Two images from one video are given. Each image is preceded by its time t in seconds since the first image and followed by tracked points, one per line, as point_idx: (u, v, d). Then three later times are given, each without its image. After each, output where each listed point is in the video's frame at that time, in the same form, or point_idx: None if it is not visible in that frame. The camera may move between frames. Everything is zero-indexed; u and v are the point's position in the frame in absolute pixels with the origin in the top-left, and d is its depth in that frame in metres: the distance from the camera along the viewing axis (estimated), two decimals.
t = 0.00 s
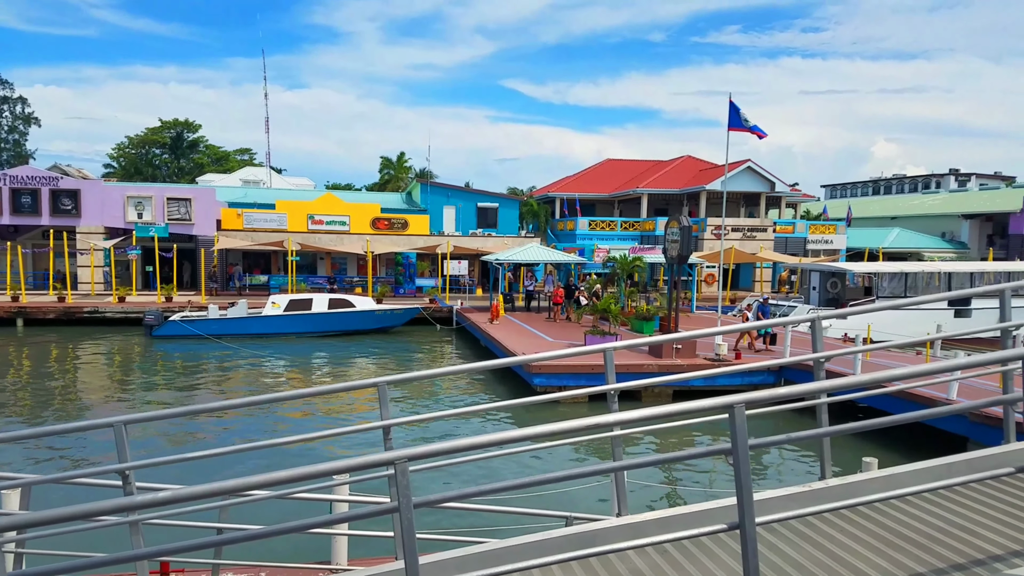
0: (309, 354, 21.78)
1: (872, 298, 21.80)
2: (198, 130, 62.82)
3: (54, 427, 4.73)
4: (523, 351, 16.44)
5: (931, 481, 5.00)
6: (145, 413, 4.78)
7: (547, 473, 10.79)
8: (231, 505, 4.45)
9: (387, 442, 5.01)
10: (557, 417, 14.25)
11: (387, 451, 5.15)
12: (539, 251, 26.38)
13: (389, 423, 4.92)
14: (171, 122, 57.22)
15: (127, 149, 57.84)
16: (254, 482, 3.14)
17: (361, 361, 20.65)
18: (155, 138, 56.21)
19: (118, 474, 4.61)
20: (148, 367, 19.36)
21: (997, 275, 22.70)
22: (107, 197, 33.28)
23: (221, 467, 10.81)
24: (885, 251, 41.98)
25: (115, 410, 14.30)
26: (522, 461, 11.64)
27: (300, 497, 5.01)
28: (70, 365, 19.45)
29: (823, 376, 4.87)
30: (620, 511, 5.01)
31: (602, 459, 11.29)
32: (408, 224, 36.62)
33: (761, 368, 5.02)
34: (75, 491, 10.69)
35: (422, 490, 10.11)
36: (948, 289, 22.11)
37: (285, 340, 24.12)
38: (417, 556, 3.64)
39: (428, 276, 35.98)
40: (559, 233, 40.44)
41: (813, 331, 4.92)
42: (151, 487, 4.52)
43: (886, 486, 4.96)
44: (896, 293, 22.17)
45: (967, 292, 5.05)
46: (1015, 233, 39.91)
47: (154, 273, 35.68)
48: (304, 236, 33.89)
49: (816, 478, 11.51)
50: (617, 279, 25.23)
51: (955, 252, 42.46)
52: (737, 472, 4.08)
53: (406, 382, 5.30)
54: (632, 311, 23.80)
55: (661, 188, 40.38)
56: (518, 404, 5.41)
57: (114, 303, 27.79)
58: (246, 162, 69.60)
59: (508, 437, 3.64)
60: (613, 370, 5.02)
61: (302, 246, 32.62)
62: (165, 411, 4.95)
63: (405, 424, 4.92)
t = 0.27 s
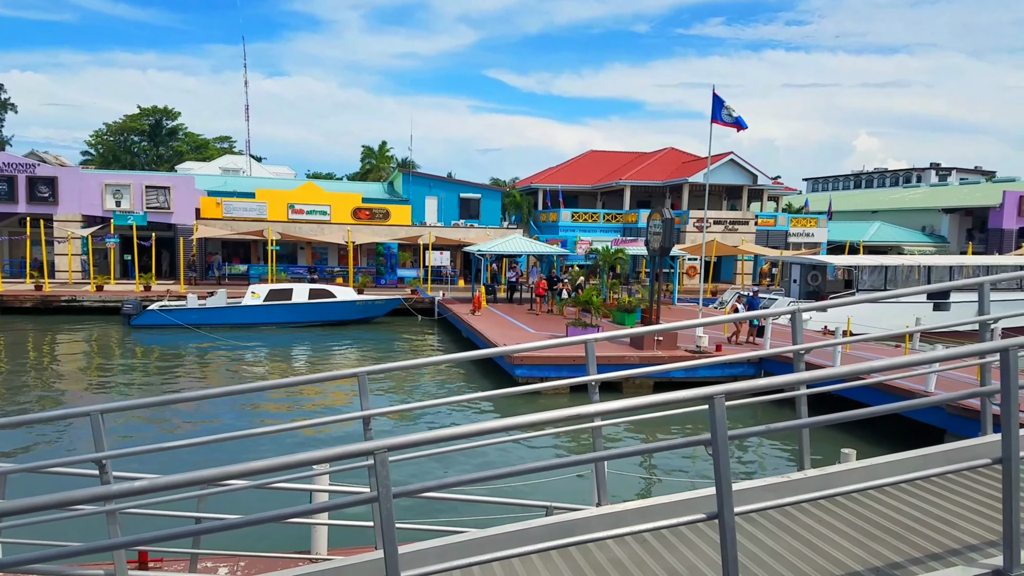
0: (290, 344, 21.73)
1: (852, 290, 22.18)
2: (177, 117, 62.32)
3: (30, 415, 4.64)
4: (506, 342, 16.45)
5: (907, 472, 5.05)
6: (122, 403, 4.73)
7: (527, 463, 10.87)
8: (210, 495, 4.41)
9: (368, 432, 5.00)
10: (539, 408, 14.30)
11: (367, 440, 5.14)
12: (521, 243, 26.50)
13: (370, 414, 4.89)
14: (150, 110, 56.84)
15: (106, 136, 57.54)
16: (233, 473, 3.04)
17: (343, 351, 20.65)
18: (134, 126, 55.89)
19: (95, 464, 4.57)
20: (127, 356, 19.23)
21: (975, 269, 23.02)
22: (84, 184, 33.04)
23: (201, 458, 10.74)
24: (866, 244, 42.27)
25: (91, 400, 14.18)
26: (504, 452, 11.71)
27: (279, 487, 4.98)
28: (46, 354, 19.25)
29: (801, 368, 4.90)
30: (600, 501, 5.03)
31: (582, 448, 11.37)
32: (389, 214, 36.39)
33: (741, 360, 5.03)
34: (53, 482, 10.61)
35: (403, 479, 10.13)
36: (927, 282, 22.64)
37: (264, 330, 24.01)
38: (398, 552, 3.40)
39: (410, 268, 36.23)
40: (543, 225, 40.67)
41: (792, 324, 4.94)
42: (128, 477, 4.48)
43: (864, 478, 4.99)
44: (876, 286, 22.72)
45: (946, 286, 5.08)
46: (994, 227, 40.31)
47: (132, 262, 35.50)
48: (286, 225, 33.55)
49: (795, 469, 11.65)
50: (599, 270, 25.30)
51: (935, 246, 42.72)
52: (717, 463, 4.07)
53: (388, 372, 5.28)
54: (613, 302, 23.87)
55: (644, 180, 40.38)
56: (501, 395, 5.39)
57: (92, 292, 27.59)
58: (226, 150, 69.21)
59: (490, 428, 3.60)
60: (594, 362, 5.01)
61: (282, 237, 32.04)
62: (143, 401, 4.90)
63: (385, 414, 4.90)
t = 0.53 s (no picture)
0: (265, 342, 21.55)
1: (826, 282, 22.32)
2: (149, 113, 61.26)
3: None
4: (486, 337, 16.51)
5: (880, 459, 5.14)
6: (92, 405, 4.64)
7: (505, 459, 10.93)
8: (183, 496, 4.34)
9: (345, 429, 4.96)
10: (517, 402, 14.35)
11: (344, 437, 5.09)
12: (498, 238, 26.49)
13: (348, 412, 4.86)
14: (121, 105, 55.69)
15: (75, 132, 56.34)
16: (208, 473, 2.96)
17: (320, 349, 20.53)
18: (104, 122, 54.63)
19: (66, 467, 4.48)
20: (99, 357, 18.94)
21: (945, 260, 23.37)
22: (54, 182, 32.29)
23: (176, 458, 10.63)
24: (838, 237, 42.78)
25: (62, 401, 13.97)
26: (482, 447, 11.78)
27: (255, 487, 4.92)
28: (16, 356, 18.90)
29: (776, 358, 4.96)
30: (581, 494, 5.05)
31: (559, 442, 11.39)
32: (366, 210, 35.87)
33: (716, 351, 5.07)
34: (24, 486, 10.42)
35: (381, 477, 10.12)
36: (898, 273, 22.82)
37: (238, 329, 23.68)
38: (377, 550, 3.35)
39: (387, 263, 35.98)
40: (519, 220, 40.23)
41: (766, 315, 5.00)
42: (101, 480, 4.40)
43: (838, 466, 5.08)
44: (849, 278, 22.71)
45: (917, 276, 5.17)
46: (962, 219, 40.99)
47: (103, 261, 34.94)
48: (259, 221, 33.37)
49: (771, 458, 11.81)
50: (578, 265, 25.38)
51: (904, 237, 43.21)
52: (694, 453, 4.09)
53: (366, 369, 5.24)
54: (591, 296, 23.95)
55: (619, 174, 40.53)
56: (478, 390, 5.39)
57: (62, 291, 27.09)
58: (199, 145, 68.30)
59: (467, 423, 3.53)
60: (572, 356, 5.04)
61: (256, 233, 32.02)
62: (115, 402, 4.81)
63: (363, 412, 4.87)
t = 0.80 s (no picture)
0: (244, 325, 21.44)
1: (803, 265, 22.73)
2: (124, 92, 60.41)
3: None
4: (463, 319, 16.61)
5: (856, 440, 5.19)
6: (68, 386, 4.58)
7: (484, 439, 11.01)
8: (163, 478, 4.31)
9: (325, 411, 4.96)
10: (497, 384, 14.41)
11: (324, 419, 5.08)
12: (478, 220, 26.36)
13: (327, 393, 4.85)
14: (95, 85, 55.25)
15: (49, 113, 56.10)
16: (186, 455, 2.85)
17: (299, 331, 20.50)
18: (79, 101, 54.35)
19: (43, 449, 4.44)
20: (75, 339, 18.76)
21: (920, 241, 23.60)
22: (28, 161, 31.94)
23: (155, 443, 10.57)
24: (817, 220, 43.16)
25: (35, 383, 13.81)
26: (461, 429, 11.88)
27: (235, 470, 4.91)
28: None
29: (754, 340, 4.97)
30: (560, 474, 5.07)
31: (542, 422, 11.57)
32: (346, 191, 35.81)
33: (695, 333, 5.08)
34: None
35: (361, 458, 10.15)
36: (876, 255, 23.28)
37: (216, 310, 23.69)
38: (356, 532, 3.14)
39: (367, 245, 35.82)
40: (500, 203, 40.85)
41: (745, 297, 5.01)
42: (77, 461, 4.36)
43: (816, 447, 5.12)
44: (826, 260, 23.32)
45: (894, 258, 5.18)
46: (939, 202, 41.42)
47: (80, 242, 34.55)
48: (237, 205, 33.47)
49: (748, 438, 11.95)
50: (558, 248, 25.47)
51: (883, 220, 43.62)
52: (673, 434, 4.08)
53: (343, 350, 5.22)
54: (571, 278, 24.19)
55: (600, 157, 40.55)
56: (457, 372, 5.38)
57: (39, 273, 26.90)
58: (175, 125, 67.55)
59: (447, 404, 3.39)
60: (552, 338, 5.04)
61: (234, 215, 32.16)
62: (92, 383, 4.76)
63: (342, 393, 4.85)
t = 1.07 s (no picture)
0: (218, 330, 21.21)
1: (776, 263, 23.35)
2: (92, 94, 59.34)
3: None
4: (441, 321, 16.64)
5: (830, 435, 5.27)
6: (36, 394, 4.50)
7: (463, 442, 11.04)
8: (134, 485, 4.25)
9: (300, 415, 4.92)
10: (476, 386, 14.44)
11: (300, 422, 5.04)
12: (456, 222, 26.32)
13: (301, 397, 4.81)
14: (61, 87, 54.23)
15: (14, 115, 54.79)
16: (154, 461, 2.77)
17: (275, 336, 20.35)
18: (45, 104, 53.37)
19: (10, 458, 4.37)
20: (44, 347, 18.42)
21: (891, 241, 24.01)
22: None
23: (126, 451, 10.42)
24: (789, 219, 43.75)
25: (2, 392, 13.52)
26: (439, 430, 11.93)
27: (208, 476, 4.85)
28: None
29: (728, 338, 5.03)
30: (539, 474, 5.09)
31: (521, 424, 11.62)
32: (320, 194, 35.15)
33: (671, 332, 5.12)
34: None
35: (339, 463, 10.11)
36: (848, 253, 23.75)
37: (190, 316, 23.38)
38: (332, 535, 3.13)
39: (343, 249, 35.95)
40: (478, 204, 40.98)
41: (719, 296, 5.07)
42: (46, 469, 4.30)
43: (790, 442, 5.19)
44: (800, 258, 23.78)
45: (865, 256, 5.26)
46: (908, 200, 42.20)
47: (48, 248, 33.94)
48: (209, 208, 32.97)
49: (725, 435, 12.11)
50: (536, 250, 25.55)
51: (854, 219, 44.37)
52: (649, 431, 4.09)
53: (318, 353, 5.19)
54: (549, 279, 24.37)
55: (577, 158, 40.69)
56: (437, 374, 5.37)
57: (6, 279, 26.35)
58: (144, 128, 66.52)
59: (423, 405, 3.35)
60: (530, 338, 5.06)
61: (206, 218, 31.65)
62: (61, 391, 4.68)
63: (317, 397, 4.81)
